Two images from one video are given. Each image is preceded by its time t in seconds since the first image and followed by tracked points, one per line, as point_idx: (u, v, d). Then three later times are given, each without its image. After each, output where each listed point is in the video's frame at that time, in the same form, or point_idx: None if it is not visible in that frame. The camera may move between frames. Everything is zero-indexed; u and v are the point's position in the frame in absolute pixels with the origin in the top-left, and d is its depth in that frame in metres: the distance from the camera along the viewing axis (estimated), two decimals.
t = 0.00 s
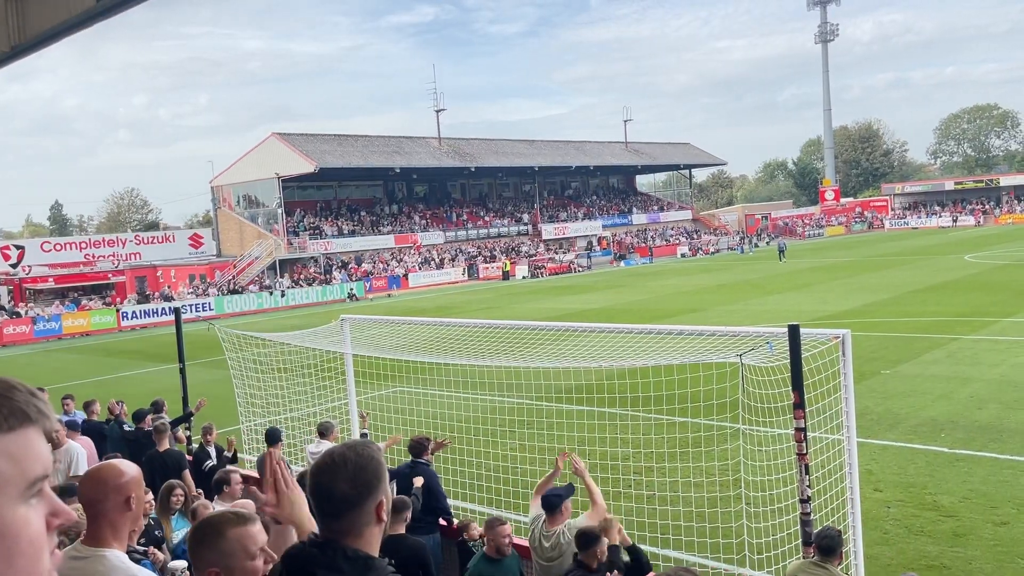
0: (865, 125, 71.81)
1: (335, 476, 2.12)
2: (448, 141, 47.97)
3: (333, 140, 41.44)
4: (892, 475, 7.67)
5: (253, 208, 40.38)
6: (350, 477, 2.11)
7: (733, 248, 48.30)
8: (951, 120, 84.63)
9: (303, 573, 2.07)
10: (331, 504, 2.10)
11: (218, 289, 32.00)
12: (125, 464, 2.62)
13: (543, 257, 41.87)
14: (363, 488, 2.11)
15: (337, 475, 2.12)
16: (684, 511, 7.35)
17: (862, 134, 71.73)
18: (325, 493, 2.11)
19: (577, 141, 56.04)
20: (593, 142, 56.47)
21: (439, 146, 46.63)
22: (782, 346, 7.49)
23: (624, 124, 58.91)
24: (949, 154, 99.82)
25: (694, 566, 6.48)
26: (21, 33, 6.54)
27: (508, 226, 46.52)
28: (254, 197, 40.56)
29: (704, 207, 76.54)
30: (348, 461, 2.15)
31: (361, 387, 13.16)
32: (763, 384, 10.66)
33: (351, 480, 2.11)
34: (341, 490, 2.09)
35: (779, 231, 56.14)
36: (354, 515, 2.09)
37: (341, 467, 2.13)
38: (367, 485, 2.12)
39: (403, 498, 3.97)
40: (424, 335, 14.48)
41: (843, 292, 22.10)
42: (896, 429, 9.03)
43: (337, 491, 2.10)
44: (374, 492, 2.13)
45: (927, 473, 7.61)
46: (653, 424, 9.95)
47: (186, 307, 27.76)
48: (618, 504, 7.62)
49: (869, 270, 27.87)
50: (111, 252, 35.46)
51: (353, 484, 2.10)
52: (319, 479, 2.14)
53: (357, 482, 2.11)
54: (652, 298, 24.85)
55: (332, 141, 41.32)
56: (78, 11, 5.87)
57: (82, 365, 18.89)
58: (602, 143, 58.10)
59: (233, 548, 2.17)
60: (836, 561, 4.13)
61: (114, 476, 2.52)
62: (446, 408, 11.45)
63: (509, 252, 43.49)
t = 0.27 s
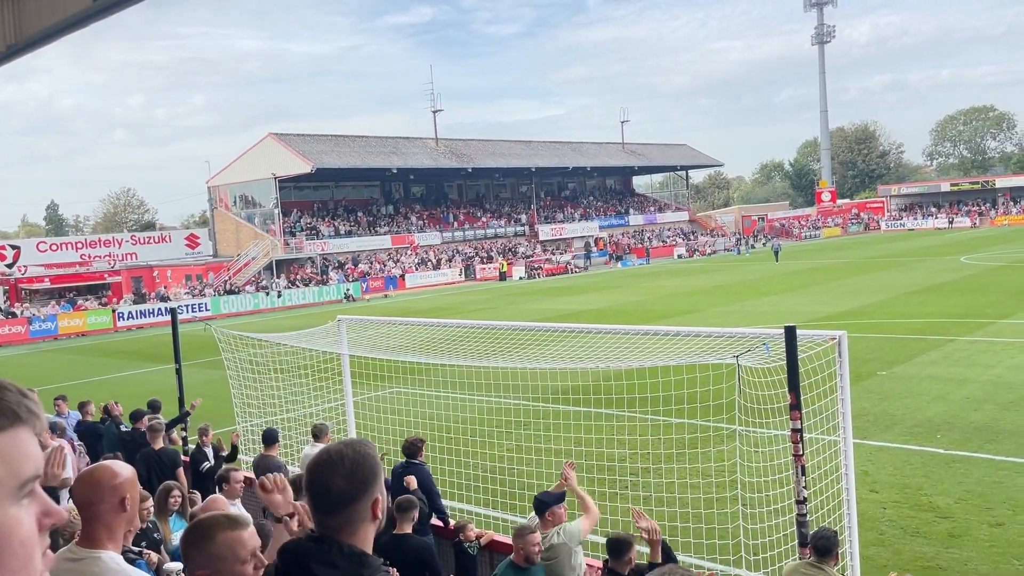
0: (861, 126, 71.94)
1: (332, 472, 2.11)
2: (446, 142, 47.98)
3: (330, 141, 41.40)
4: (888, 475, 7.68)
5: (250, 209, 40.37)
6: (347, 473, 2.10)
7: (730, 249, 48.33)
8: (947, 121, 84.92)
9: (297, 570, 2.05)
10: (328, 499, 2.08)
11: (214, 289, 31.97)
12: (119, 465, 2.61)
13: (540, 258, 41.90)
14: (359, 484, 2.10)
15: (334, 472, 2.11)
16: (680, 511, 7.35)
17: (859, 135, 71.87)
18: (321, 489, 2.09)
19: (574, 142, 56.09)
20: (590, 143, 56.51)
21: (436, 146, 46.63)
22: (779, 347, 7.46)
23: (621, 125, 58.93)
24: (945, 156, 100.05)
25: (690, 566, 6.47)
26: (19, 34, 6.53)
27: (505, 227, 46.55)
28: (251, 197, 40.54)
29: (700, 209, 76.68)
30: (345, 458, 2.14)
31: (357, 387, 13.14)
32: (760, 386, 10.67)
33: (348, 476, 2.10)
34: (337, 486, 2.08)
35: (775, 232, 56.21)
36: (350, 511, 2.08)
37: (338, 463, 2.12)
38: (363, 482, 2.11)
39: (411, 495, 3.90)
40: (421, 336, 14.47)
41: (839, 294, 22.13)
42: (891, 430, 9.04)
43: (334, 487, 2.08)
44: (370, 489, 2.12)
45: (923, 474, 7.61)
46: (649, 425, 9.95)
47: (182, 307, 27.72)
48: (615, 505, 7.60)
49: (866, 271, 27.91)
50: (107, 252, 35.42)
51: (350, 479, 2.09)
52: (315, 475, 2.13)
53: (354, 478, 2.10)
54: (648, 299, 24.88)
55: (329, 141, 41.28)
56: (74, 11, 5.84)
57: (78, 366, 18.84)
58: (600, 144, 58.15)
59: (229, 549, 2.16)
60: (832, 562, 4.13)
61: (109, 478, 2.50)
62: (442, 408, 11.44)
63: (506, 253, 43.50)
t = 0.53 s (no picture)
0: (857, 128, 72.12)
1: (326, 471, 2.10)
2: (442, 142, 47.98)
3: (326, 141, 41.36)
4: (883, 476, 7.70)
5: (246, 209, 40.33)
6: (341, 471, 2.10)
7: (726, 250, 48.40)
8: (943, 123, 85.15)
9: (289, 569, 2.04)
10: (322, 498, 2.07)
11: (209, 289, 31.92)
12: (115, 467, 2.59)
13: (536, 259, 41.94)
14: (354, 483, 2.10)
15: (329, 470, 2.10)
16: (675, 512, 7.35)
17: (855, 137, 72.04)
18: (315, 488, 2.09)
19: (570, 143, 56.13)
20: (587, 144, 56.55)
21: (432, 147, 46.61)
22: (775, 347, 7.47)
23: (617, 126, 58.99)
24: (940, 157, 100.35)
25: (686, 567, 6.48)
26: (15, 34, 6.53)
27: (501, 228, 46.57)
28: (246, 197, 40.48)
29: (697, 210, 76.79)
30: (340, 457, 2.14)
31: (353, 388, 13.13)
32: (755, 387, 10.69)
33: (343, 475, 2.09)
34: (332, 484, 2.07)
35: (771, 234, 56.30)
36: (344, 511, 2.07)
37: (332, 463, 2.12)
38: (358, 481, 2.10)
39: (413, 495, 3.89)
40: (417, 337, 14.46)
41: (835, 295, 22.18)
42: (887, 431, 9.06)
43: (329, 485, 2.08)
44: (364, 488, 2.12)
45: (918, 475, 7.63)
46: (645, 426, 9.95)
47: (178, 307, 27.67)
48: (611, 505, 7.60)
49: (861, 273, 27.98)
50: (102, 252, 35.33)
51: (345, 478, 2.09)
52: (309, 473, 2.12)
53: (349, 477, 2.09)
54: (645, 300, 24.91)
55: (325, 142, 41.24)
56: (70, 11, 5.83)
57: (73, 366, 18.78)
58: (596, 145, 58.18)
59: (224, 552, 2.15)
60: (828, 564, 4.13)
61: (105, 479, 2.50)
62: (438, 409, 11.43)
63: (502, 253, 43.51)
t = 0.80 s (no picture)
0: (853, 130, 72.31)
1: (314, 471, 2.09)
2: (438, 143, 47.97)
3: (323, 142, 41.31)
4: (879, 477, 7.70)
5: (242, 209, 40.30)
6: (329, 472, 2.09)
7: (722, 251, 48.46)
8: (939, 125, 85.39)
9: (272, 572, 2.02)
10: (308, 499, 2.06)
11: (205, 290, 31.87)
12: (109, 467, 2.57)
13: (533, 260, 41.95)
14: (341, 484, 2.09)
15: (317, 470, 2.09)
16: (671, 514, 7.34)
17: (851, 138, 72.21)
18: (303, 487, 2.08)
19: (566, 144, 56.15)
20: (584, 145, 56.58)
21: (429, 148, 46.59)
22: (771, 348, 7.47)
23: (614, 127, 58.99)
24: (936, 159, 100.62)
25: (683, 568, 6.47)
26: (10, 33, 6.51)
27: (497, 229, 46.56)
28: (242, 197, 40.43)
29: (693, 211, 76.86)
30: (328, 458, 2.13)
31: (350, 389, 13.10)
32: (751, 388, 10.68)
33: (330, 475, 2.08)
34: (320, 484, 2.06)
35: (767, 235, 56.38)
36: (332, 511, 2.06)
37: (319, 464, 2.10)
38: (345, 482, 2.09)
39: (408, 495, 3.97)
40: (414, 338, 14.42)
41: (831, 296, 22.21)
42: (882, 432, 9.07)
43: (317, 486, 2.07)
44: (351, 490, 2.11)
45: (913, 476, 7.64)
46: (642, 427, 9.94)
47: (174, 308, 27.61)
48: (608, 507, 7.59)
49: (858, 274, 28.03)
50: (98, 252, 35.21)
51: (332, 479, 2.08)
52: (297, 475, 2.10)
53: (337, 477, 2.09)
54: (641, 301, 24.91)
55: (321, 142, 41.19)
56: (64, 10, 5.82)
57: (67, 367, 18.70)
58: (592, 146, 58.21)
59: (217, 558, 2.13)
60: (824, 565, 4.12)
61: (102, 479, 2.47)
62: (435, 410, 11.41)
63: (498, 254, 43.50)
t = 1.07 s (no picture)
0: (849, 131, 72.52)
1: (298, 474, 2.08)
2: (435, 144, 47.97)
3: (319, 142, 41.29)
4: (876, 479, 7.70)
5: (238, 210, 40.25)
6: (313, 474, 2.08)
7: (719, 252, 48.55)
8: (934, 126, 85.68)
9: None
10: (292, 501, 2.05)
11: (201, 290, 31.83)
12: (105, 468, 2.55)
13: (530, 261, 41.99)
14: (325, 486, 2.08)
15: (301, 473, 2.08)
16: (667, 515, 7.35)
17: (847, 140, 72.42)
18: (287, 490, 2.06)
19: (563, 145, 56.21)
20: (580, 147, 56.64)
21: (425, 148, 46.58)
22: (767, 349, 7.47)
23: (611, 128, 59.08)
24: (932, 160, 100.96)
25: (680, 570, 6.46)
26: (5, 33, 6.49)
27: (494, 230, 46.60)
28: (239, 198, 40.40)
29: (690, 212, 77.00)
30: (311, 461, 2.12)
31: (346, 390, 13.08)
32: (748, 389, 10.69)
33: (314, 477, 2.08)
34: (305, 487, 2.05)
35: (764, 236, 56.50)
36: (316, 514, 2.05)
37: (304, 466, 2.09)
38: (329, 485, 2.08)
39: (402, 494, 3.83)
40: (410, 339, 14.40)
41: (827, 297, 22.26)
42: (879, 434, 9.08)
43: (301, 488, 2.05)
44: (334, 492, 2.10)
45: (909, 478, 7.64)
46: (638, 428, 9.94)
47: (170, 308, 27.57)
48: (605, 508, 7.58)
49: (854, 275, 28.10)
50: (93, 253, 35.11)
51: (316, 481, 2.06)
52: (281, 477, 2.09)
53: (322, 480, 2.08)
54: (638, 302, 24.92)
55: (317, 143, 41.16)
56: (60, 12, 5.81)
57: (62, 368, 18.63)
58: (589, 147, 58.28)
59: (205, 563, 2.12)
60: (821, 567, 4.12)
61: (99, 480, 2.46)
62: (432, 411, 11.39)
63: (495, 255, 43.52)
